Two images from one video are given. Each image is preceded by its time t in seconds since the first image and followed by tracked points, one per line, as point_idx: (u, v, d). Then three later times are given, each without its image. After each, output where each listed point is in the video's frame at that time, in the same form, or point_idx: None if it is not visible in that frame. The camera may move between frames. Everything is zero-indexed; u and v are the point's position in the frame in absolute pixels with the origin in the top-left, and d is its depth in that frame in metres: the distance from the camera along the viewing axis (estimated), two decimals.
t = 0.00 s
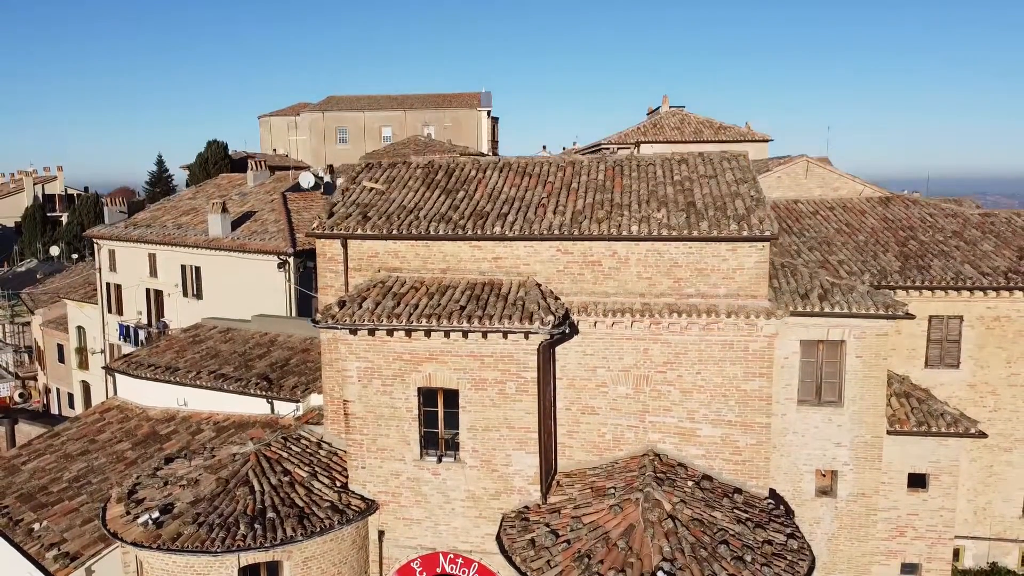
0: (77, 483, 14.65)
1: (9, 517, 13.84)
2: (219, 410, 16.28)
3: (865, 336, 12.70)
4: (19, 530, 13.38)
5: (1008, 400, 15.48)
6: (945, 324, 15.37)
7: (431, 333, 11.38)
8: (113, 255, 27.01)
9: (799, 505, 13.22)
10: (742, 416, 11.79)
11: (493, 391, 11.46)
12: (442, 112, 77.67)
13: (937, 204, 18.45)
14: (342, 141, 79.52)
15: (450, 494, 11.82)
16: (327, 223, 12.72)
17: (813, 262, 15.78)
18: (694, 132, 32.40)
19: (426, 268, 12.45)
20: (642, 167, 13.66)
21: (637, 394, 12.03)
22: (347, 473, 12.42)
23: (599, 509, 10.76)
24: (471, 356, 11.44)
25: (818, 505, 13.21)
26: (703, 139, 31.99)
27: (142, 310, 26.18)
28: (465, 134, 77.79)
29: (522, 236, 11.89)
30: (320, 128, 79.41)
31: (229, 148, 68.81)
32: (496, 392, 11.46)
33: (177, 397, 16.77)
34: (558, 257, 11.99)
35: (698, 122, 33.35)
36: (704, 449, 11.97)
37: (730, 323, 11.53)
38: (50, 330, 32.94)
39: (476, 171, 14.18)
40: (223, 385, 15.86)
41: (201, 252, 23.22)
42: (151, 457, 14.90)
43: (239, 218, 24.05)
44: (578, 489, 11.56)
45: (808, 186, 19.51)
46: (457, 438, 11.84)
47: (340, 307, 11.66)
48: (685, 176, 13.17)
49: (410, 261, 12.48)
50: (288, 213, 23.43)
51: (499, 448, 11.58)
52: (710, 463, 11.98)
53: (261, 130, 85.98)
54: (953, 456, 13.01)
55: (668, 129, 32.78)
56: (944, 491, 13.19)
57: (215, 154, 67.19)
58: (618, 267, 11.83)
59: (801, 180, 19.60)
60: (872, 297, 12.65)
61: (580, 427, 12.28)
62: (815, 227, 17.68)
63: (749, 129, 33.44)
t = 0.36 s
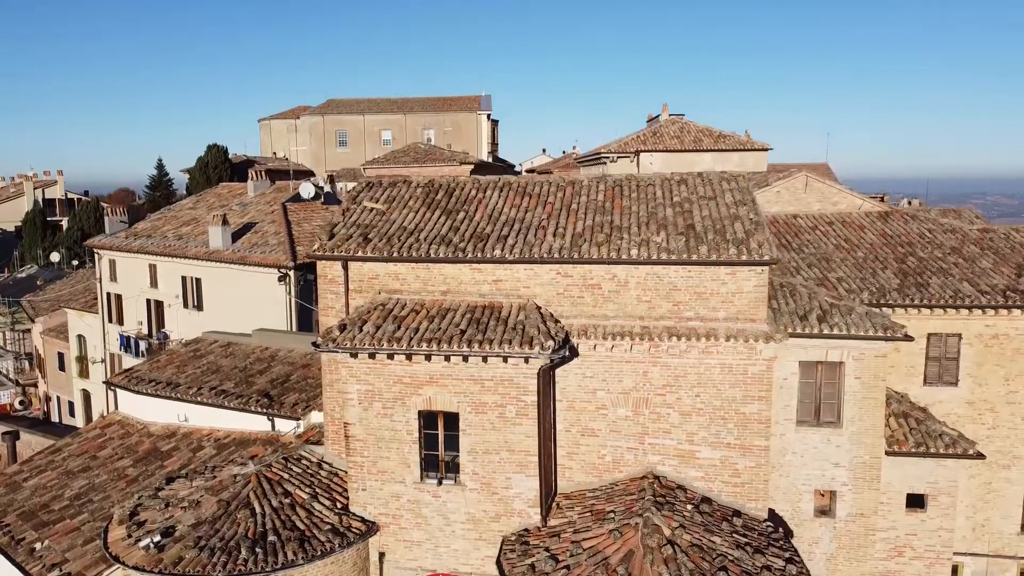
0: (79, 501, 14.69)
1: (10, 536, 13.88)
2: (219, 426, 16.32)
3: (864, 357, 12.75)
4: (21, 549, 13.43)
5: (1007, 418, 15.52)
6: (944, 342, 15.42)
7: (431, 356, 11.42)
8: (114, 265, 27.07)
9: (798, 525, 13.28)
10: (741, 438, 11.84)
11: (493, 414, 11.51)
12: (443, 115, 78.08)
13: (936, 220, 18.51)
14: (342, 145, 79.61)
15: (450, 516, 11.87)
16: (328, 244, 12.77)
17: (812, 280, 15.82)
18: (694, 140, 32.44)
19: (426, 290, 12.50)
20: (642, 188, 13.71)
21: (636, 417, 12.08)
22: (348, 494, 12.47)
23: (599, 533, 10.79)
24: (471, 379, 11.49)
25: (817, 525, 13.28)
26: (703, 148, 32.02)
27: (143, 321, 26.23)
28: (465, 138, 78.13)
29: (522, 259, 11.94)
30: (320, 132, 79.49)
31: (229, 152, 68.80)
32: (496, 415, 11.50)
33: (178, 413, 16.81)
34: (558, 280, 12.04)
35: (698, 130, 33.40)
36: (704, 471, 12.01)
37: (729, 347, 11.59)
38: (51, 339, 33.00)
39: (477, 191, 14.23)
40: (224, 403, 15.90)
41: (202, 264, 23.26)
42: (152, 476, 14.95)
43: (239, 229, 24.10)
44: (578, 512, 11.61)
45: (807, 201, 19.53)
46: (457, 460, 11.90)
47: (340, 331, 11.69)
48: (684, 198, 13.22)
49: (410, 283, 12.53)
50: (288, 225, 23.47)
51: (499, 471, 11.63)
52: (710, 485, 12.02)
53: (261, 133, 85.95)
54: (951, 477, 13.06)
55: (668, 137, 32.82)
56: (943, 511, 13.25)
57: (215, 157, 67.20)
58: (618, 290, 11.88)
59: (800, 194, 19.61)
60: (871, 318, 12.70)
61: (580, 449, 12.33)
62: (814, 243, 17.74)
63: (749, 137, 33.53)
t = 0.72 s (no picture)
0: (80, 521, 14.74)
1: (12, 556, 13.94)
2: (220, 444, 16.37)
3: (863, 381, 12.80)
4: (23, 570, 13.48)
5: (1006, 437, 15.58)
6: (943, 361, 15.47)
7: (431, 383, 11.48)
8: (115, 276, 27.12)
9: (797, 547, 13.36)
10: (741, 463, 11.89)
11: (493, 440, 11.56)
12: (443, 119, 78.21)
13: (935, 237, 18.58)
14: (342, 148, 79.70)
15: (451, 541, 11.92)
16: (329, 268, 12.82)
17: (812, 299, 15.88)
18: (694, 150, 32.51)
19: (427, 314, 12.54)
20: (642, 210, 13.77)
21: (636, 441, 12.13)
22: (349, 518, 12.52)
23: (599, 560, 10.83)
24: (472, 405, 11.55)
25: (816, 547, 13.36)
26: (702, 157, 32.09)
27: (144, 332, 26.27)
28: (465, 141, 78.23)
29: (522, 285, 11.99)
30: (320, 135, 79.58)
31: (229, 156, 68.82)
32: (496, 441, 11.55)
33: (179, 430, 16.88)
34: (558, 305, 12.09)
35: (698, 139, 33.47)
36: (703, 495, 12.06)
37: (729, 373, 11.64)
38: (52, 348, 33.05)
39: (477, 212, 14.29)
40: (225, 421, 15.95)
41: (203, 277, 23.32)
42: (154, 497, 15.01)
43: (240, 242, 24.17)
44: (578, 537, 11.66)
45: (806, 218, 19.55)
46: (458, 484, 11.95)
47: (341, 356, 11.76)
48: (684, 221, 13.27)
49: (411, 307, 12.58)
50: (289, 237, 23.53)
51: (500, 495, 11.68)
52: (709, 509, 12.06)
53: (261, 136, 85.90)
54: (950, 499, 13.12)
55: (668, 146, 32.89)
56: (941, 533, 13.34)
57: (215, 161, 67.26)
58: (618, 315, 11.93)
59: (799, 210, 19.62)
60: (870, 341, 12.75)
61: (580, 473, 12.37)
62: (814, 260, 17.80)
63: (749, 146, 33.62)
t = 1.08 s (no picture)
0: (82, 540, 14.79)
1: None
2: (222, 462, 16.41)
3: (863, 404, 12.85)
4: None
5: (1005, 456, 15.63)
6: (942, 380, 15.53)
7: (433, 408, 11.53)
8: (115, 287, 27.16)
9: (796, 568, 13.45)
10: (741, 487, 11.94)
11: (494, 465, 11.61)
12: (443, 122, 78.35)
13: (935, 253, 18.64)
14: (342, 152, 79.75)
15: (452, 565, 11.96)
16: (331, 291, 12.87)
17: (811, 318, 15.92)
18: (693, 159, 32.57)
19: (429, 338, 12.59)
20: (642, 232, 13.84)
21: (636, 465, 12.18)
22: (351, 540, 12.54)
23: None
24: (473, 430, 11.60)
25: (815, 568, 13.47)
26: (702, 166, 32.14)
27: (145, 343, 26.31)
28: (465, 145, 78.29)
29: (523, 309, 12.05)
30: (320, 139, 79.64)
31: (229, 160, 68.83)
32: (498, 466, 11.61)
33: (181, 448, 16.92)
34: (559, 329, 12.14)
35: (698, 148, 33.54)
36: (703, 519, 12.10)
37: (729, 398, 11.70)
38: (53, 357, 33.08)
39: (478, 234, 14.34)
40: (227, 439, 16.00)
41: (204, 289, 23.37)
42: (156, 516, 15.06)
43: (241, 254, 24.22)
44: (579, 561, 11.71)
45: (806, 233, 19.57)
46: (459, 508, 12.01)
47: (343, 381, 11.80)
48: (684, 244, 13.33)
49: (412, 331, 12.63)
50: (290, 250, 23.59)
51: (501, 520, 11.73)
52: (709, 533, 12.10)
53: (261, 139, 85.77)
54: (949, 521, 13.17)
55: (668, 155, 32.94)
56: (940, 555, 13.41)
57: (215, 165, 67.28)
58: (618, 339, 11.99)
59: (799, 226, 19.61)
60: (869, 365, 12.80)
61: (581, 496, 12.42)
62: (814, 277, 17.86)
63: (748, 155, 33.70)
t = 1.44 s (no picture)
0: (84, 560, 14.84)
1: None
2: (224, 480, 16.47)
3: (862, 427, 12.91)
4: None
5: (1004, 474, 15.70)
6: (941, 400, 15.59)
7: (435, 434, 11.59)
8: (116, 298, 27.21)
9: None
10: (740, 512, 11.99)
11: (495, 490, 11.67)
12: (443, 126, 78.45)
13: (935, 270, 18.70)
14: (342, 155, 79.80)
15: None
16: (333, 314, 12.93)
17: (811, 336, 15.98)
18: (693, 168, 32.64)
19: (430, 362, 12.65)
20: (642, 255, 13.90)
21: (637, 489, 12.23)
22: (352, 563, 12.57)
23: None
24: (475, 455, 11.66)
25: None
26: (702, 176, 32.19)
27: (145, 354, 26.35)
28: (465, 148, 78.32)
29: (524, 334, 12.10)
30: (320, 142, 79.68)
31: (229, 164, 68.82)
32: (499, 491, 11.66)
33: (183, 465, 16.97)
34: (560, 354, 12.20)
35: (698, 157, 33.62)
36: (703, 543, 12.15)
37: (729, 423, 11.75)
38: (54, 366, 33.12)
39: (480, 255, 14.40)
40: (229, 457, 16.05)
41: (205, 302, 23.43)
42: (158, 535, 15.11)
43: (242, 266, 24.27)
44: None
45: (806, 249, 19.61)
46: (460, 532, 12.07)
47: (345, 407, 11.86)
48: (685, 266, 13.39)
49: (414, 354, 12.69)
50: (291, 263, 23.64)
51: (502, 545, 11.78)
52: (709, 557, 12.15)
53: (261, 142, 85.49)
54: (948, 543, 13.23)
55: (668, 165, 32.99)
56: None
57: (215, 169, 67.21)
58: (619, 364, 12.05)
59: (799, 242, 19.65)
60: (869, 388, 12.84)
61: (582, 520, 12.47)
62: (814, 293, 17.92)
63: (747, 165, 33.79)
